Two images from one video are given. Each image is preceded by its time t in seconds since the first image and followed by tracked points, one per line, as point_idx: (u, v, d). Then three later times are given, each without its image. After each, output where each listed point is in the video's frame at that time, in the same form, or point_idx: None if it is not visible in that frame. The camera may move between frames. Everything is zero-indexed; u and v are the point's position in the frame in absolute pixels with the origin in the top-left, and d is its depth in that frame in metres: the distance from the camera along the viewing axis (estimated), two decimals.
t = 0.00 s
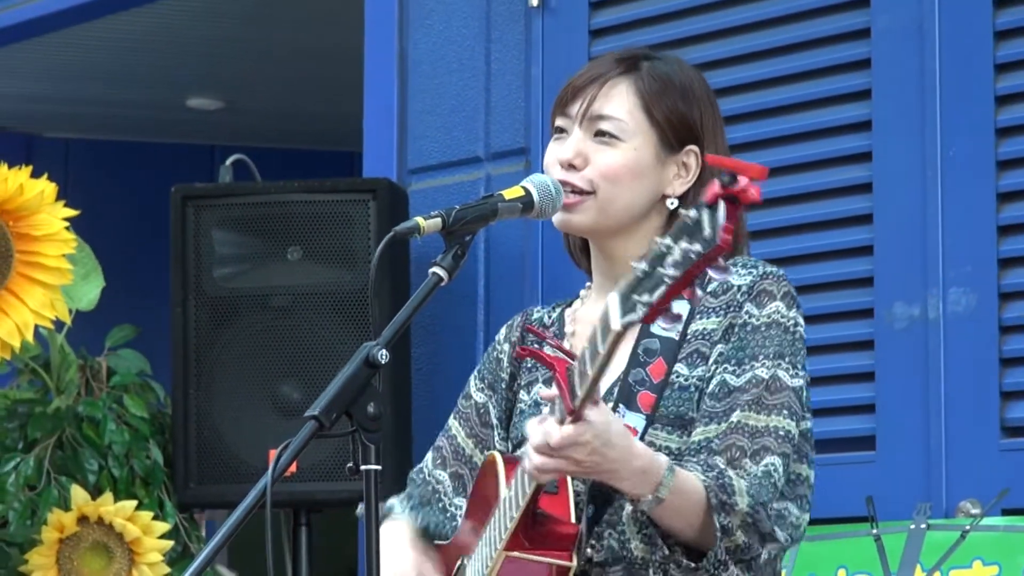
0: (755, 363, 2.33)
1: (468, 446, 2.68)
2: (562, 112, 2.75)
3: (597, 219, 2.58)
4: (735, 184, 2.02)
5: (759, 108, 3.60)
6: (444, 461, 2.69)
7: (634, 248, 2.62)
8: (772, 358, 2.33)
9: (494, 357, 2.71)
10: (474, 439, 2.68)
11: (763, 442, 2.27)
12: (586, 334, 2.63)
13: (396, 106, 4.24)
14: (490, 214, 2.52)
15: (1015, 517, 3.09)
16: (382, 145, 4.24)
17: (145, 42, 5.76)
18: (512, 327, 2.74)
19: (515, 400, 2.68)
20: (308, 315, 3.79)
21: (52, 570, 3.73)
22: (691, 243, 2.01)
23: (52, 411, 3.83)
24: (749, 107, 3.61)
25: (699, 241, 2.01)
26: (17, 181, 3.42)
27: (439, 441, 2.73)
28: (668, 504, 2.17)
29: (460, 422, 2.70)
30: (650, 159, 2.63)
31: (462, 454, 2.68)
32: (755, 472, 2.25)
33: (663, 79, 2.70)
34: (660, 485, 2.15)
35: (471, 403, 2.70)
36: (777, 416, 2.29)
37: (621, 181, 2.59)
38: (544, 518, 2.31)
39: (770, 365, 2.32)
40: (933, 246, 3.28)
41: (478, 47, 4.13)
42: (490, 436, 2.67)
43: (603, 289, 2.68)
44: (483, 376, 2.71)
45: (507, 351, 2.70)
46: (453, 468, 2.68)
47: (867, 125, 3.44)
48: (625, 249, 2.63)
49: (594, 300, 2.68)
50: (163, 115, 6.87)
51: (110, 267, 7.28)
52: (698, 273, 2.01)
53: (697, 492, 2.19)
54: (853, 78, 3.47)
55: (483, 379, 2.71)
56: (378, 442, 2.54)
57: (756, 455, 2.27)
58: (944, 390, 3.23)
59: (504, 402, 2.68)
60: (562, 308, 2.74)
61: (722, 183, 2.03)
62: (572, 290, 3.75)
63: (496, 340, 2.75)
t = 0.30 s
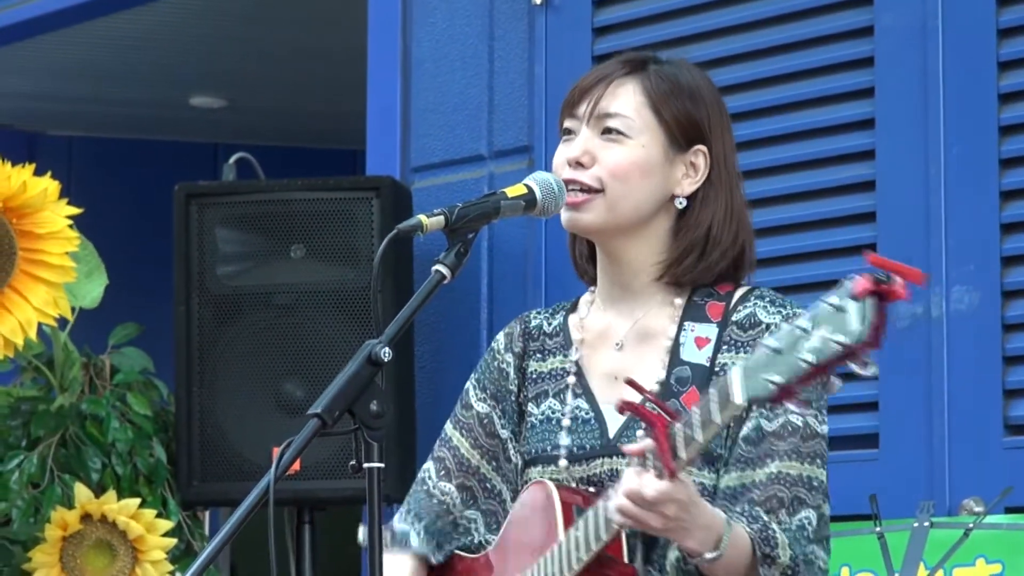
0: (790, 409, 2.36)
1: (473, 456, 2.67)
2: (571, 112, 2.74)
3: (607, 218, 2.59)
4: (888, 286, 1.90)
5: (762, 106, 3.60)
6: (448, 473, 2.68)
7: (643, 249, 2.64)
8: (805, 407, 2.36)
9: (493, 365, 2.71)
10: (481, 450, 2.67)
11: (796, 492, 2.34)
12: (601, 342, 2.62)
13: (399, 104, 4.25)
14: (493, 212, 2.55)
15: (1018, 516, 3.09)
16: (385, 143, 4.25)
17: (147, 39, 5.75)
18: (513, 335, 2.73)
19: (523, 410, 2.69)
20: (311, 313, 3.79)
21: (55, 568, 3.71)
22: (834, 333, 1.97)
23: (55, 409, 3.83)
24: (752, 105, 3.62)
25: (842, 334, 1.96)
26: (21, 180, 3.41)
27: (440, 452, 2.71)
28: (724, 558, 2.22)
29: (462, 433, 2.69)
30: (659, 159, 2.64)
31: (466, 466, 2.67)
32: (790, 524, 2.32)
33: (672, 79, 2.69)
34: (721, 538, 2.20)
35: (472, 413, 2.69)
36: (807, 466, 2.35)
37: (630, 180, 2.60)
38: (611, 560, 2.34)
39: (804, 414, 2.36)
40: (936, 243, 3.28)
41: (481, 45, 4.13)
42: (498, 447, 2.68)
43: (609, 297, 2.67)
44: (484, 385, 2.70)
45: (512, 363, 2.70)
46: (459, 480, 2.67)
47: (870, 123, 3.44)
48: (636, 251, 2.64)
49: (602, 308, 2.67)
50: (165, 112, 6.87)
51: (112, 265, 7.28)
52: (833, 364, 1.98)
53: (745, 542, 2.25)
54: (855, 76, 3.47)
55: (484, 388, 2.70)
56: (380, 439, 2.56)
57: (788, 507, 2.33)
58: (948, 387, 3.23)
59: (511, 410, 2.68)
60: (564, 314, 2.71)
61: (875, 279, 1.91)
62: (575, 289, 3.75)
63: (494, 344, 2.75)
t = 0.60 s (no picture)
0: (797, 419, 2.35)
1: (482, 464, 2.68)
2: (575, 118, 2.72)
3: (605, 226, 2.57)
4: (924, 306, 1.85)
5: (763, 107, 3.60)
6: (459, 480, 2.69)
7: (643, 258, 2.62)
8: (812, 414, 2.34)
9: (502, 372, 2.71)
10: (490, 458, 2.68)
11: (812, 503, 2.32)
12: (605, 351, 2.61)
13: (400, 104, 4.25)
14: (493, 213, 2.57)
15: (1018, 517, 3.09)
16: (387, 143, 4.26)
17: (147, 40, 5.76)
18: (519, 342, 2.72)
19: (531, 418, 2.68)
20: (313, 315, 3.80)
21: (56, 570, 3.71)
22: (869, 354, 1.94)
23: (57, 410, 3.83)
24: (753, 106, 3.62)
25: (875, 355, 1.92)
26: (23, 180, 3.42)
27: (450, 459, 2.72)
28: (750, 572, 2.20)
29: (472, 440, 2.69)
30: (660, 168, 2.61)
31: (478, 475, 2.67)
32: (808, 538, 2.30)
33: (677, 89, 2.66)
34: (744, 552, 2.18)
35: (481, 421, 2.69)
36: (820, 476, 2.32)
37: (629, 187, 2.58)
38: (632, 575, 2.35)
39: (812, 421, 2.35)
40: (938, 244, 3.28)
41: (482, 46, 4.13)
42: (508, 454, 2.68)
43: (611, 306, 2.66)
44: (493, 396, 2.70)
45: (519, 370, 2.69)
46: (469, 487, 2.67)
47: (871, 124, 3.44)
48: (635, 260, 2.62)
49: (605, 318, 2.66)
50: (167, 114, 6.87)
51: (113, 266, 7.28)
52: (867, 383, 1.95)
53: (766, 553, 2.22)
54: (856, 77, 3.47)
55: (493, 398, 2.70)
56: (380, 439, 2.56)
57: (805, 518, 2.32)
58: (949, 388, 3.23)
59: (519, 419, 2.68)
60: (569, 321, 2.70)
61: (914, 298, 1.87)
62: (576, 290, 3.75)
63: (501, 352, 2.74)
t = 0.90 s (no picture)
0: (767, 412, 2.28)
1: (492, 465, 2.69)
2: (575, 121, 2.72)
3: (600, 232, 2.57)
4: (850, 322, 1.79)
5: (762, 109, 3.61)
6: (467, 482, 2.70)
7: (637, 264, 2.61)
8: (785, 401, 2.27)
9: (511, 375, 2.71)
10: (499, 458, 2.69)
11: (794, 494, 2.25)
12: (596, 357, 2.61)
13: (400, 106, 4.25)
14: (491, 214, 2.58)
15: (1018, 519, 3.09)
16: (388, 145, 4.26)
17: (147, 42, 5.76)
18: (527, 346, 2.72)
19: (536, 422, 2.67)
20: (313, 319, 3.80)
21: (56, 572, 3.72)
22: (802, 371, 1.86)
23: (56, 412, 3.84)
24: (752, 107, 3.62)
25: (808, 371, 1.85)
26: (23, 182, 3.42)
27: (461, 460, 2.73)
28: None
29: (481, 441, 2.70)
30: (657, 177, 2.61)
31: (487, 475, 2.69)
32: (792, 535, 2.23)
33: (679, 98, 2.66)
34: (714, 556, 2.12)
35: (491, 422, 2.70)
36: (797, 466, 2.25)
37: (626, 194, 2.58)
38: None
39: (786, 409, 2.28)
40: (937, 247, 3.28)
41: (482, 48, 4.14)
42: (518, 455, 2.69)
43: (603, 310, 2.65)
44: (502, 398, 2.69)
45: (526, 374, 2.68)
46: (479, 488, 2.69)
47: (870, 126, 3.44)
48: (629, 266, 2.62)
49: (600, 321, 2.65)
50: (167, 116, 6.88)
51: (113, 268, 7.28)
52: (802, 399, 1.88)
53: (741, 553, 2.16)
54: (856, 79, 3.47)
55: (502, 400, 2.70)
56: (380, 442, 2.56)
57: (791, 510, 2.25)
58: (948, 390, 3.23)
59: (524, 422, 2.67)
60: (577, 325, 2.69)
61: (837, 315, 1.80)
62: (575, 291, 3.75)
63: (512, 356, 2.74)
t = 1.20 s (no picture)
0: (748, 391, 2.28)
1: (482, 453, 2.73)
2: (574, 116, 2.72)
3: (601, 227, 2.58)
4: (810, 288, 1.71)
5: (763, 111, 3.60)
6: (456, 467, 2.74)
7: (636, 259, 2.62)
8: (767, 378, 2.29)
9: (509, 365, 2.73)
10: (490, 447, 2.73)
11: (780, 471, 2.26)
12: (591, 347, 2.61)
13: (399, 107, 4.25)
14: (493, 216, 2.54)
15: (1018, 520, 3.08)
16: (387, 147, 4.26)
17: (146, 44, 5.75)
18: (528, 337, 2.73)
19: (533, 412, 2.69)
20: (313, 318, 3.81)
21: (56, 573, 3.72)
22: (761, 338, 1.81)
23: (55, 414, 3.84)
24: (753, 109, 3.62)
25: (766, 339, 1.80)
26: (22, 184, 3.42)
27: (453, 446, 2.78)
28: (700, 552, 2.15)
29: (474, 429, 2.74)
30: (658, 171, 2.61)
31: (476, 462, 2.73)
32: (779, 513, 2.25)
33: (678, 92, 2.66)
34: (692, 537, 2.14)
35: (485, 410, 2.73)
36: (781, 443, 2.27)
37: (627, 190, 2.59)
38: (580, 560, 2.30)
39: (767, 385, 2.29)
40: (938, 249, 3.28)
41: (481, 50, 4.14)
42: (509, 443, 2.73)
43: (601, 303, 2.66)
44: (498, 386, 2.73)
45: (523, 363, 2.71)
46: (466, 474, 2.73)
47: (870, 128, 3.44)
48: (629, 262, 2.62)
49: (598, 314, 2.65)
50: (166, 117, 6.87)
51: (112, 270, 7.27)
52: (760, 369, 1.83)
53: (723, 531, 2.18)
54: (856, 80, 3.47)
55: (499, 388, 2.73)
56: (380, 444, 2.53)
57: (777, 487, 2.26)
58: (948, 391, 3.23)
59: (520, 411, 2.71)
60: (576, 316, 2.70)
61: (797, 281, 1.72)
62: (575, 292, 3.75)
63: (513, 349, 2.75)
